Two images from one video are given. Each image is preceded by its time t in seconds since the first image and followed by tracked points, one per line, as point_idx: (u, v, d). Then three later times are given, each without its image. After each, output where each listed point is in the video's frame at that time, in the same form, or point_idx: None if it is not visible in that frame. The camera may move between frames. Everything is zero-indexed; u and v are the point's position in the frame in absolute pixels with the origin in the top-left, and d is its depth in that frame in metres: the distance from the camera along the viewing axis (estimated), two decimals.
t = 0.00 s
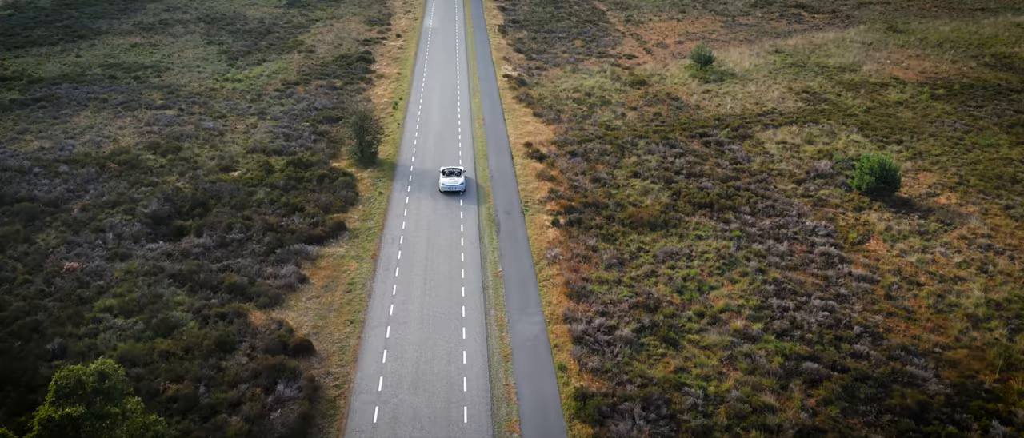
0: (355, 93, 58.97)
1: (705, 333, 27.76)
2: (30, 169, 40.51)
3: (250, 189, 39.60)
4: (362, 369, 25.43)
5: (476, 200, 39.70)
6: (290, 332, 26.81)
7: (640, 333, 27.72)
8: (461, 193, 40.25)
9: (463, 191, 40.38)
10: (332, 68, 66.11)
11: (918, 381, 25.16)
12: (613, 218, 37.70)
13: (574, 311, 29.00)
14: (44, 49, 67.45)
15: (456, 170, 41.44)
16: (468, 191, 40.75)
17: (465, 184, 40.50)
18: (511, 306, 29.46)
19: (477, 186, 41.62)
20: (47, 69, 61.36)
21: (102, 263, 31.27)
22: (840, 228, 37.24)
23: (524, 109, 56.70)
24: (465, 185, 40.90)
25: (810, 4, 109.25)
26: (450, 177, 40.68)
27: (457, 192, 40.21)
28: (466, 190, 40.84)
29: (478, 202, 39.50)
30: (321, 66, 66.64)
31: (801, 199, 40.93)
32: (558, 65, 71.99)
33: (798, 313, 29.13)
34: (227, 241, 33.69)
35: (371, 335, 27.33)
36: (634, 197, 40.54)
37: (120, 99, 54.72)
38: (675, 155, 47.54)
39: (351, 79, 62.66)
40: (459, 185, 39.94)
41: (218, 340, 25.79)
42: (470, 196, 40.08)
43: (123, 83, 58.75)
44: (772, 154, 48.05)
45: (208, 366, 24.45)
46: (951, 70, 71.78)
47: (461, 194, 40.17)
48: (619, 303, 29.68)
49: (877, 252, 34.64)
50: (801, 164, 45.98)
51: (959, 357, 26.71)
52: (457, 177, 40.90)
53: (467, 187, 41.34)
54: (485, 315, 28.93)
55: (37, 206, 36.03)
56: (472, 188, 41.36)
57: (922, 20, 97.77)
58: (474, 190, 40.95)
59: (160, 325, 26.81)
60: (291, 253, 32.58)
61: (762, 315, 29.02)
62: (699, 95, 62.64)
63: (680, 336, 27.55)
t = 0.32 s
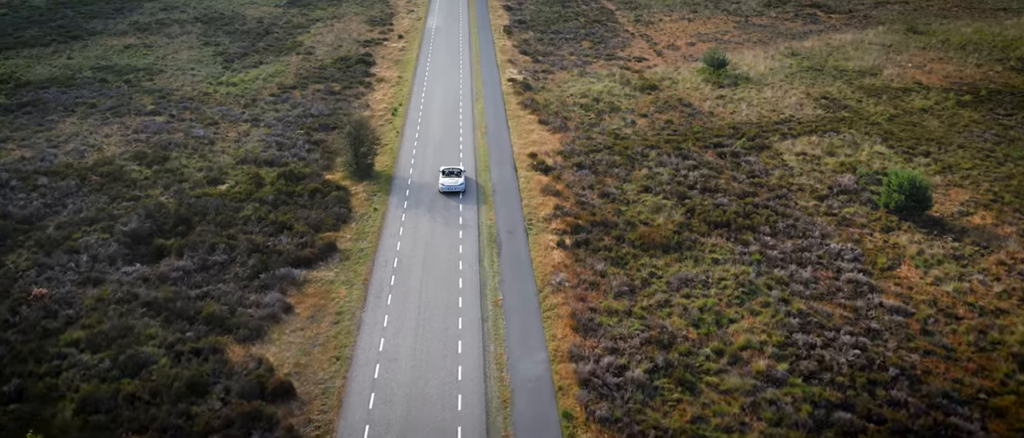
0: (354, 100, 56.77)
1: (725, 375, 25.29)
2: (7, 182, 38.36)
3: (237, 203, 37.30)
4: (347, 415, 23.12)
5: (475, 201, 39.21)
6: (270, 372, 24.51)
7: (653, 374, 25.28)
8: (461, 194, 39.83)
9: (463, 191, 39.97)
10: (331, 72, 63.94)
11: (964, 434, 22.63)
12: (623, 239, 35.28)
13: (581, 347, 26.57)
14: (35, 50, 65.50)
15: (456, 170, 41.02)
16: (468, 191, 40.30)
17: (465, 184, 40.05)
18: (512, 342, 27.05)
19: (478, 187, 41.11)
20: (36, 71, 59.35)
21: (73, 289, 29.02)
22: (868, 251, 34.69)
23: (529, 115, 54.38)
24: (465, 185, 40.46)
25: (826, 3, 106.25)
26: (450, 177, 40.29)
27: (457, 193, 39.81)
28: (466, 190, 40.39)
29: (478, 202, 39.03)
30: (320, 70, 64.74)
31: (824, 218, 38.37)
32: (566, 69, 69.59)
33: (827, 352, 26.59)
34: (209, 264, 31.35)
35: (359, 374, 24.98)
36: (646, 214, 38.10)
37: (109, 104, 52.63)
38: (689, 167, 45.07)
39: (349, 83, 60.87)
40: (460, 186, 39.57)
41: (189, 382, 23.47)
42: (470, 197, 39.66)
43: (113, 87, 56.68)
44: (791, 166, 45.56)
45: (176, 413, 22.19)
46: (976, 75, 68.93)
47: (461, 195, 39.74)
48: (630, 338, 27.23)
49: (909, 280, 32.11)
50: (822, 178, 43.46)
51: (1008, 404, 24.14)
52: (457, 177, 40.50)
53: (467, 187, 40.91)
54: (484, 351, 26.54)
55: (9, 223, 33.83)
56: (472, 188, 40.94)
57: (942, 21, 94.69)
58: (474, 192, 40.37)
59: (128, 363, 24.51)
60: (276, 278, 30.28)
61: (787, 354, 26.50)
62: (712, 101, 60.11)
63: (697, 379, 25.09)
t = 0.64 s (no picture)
0: (352, 108, 54.65)
1: (746, 428, 22.76)
2: None
3: (221, 221, 34.98)
4: None
5: (474, 202, 38.71)
6: (242, 421, 22.18)
7: (666, 427, 22.80)
8: (461, 195, 39.43)
9: (462, 192, 39.54)
10: (330, 78, 61.95)
11: None
12: (632, 264, 32.79)
13: (586, 394, 24.09)
14: (26, 52, 63.72)
15: (456, 171, 40.48)
16: (468, 193, 39.84)
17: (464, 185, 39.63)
18: (509, 386, 24.57)
19: (477, 187, 40.73)
20: (24, 75, 57.46)
21: (36, 320, 26.65)
22: (899, 280, 32.07)
23: (534, 124, 52.12)
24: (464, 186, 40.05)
25: (843, 4, 103.21)
26: (449, 178, 39.86)
27: (456, 194, 39.41)
28: (465, 191, 40.01)
29: (475, 204, 38.57)
30: (318, 75, 62.77)
31: (849, 241, 35.76)
32: (574, 73, 67.30)
33: (858, 402, 24.01)
34: (186, 292, 28.93)
35: (339, 424, 22.63)
36: (657, 236, 35.59)
37: (97, 110, 50.61)
38: (702, 183, 42.58)
39: (347, 88, 59.30)
40: (458, 187, 39.17)
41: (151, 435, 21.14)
42: (469, 198, 39.19)
43: (103, 91, 54.75)
44: (811, 183, 43.06)
45: None
46: (1004, 81, 66.19)
47: (460, 196, 39.32)
48: (640, 382, 24.74)
49: (945, 316, 29.49)
50: (845, 196, 40.90)
51: None
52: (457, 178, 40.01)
53: (466, 188, 40.57)
54: (478, 396, 24.10)
55: None
56: (472, 189, 40.38)
57: (966, 22, 91.44)
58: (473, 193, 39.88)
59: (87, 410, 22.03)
60: (255, 309, 27.89)
61: (814, 403, 23.94)
62: (726, 109, 57.67)
63: (714, 433, 22.57)
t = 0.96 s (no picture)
0: (351, 113, 52.71)
1: None
2: None
3: (203, 237, 32.99)
4: None
5: (474, 203, 38.27)
6: None
7: None
8: (461, 195, 39.06)
9: (462, 192, 39.16)
10: (330, 80, 60.15)
11: None
12: (640, 290, 30.47)
13: None
14: (21, 51, 62.38)
15: (456, 171, 40.12)
16: (467, 192, 39.41)
17: (463, 185, 39.25)
18: (503, 435, 22.39)
19: (478, 187, 40.28)
20: (16, 75, 55.98)
21: None
22: (931, 312, 29.58)
23: (539, 132, 50.06)
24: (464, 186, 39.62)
25: (864, 3, 100.26)
26: (448, 177, 39.46)
27: (456, 193, 39.03)
28: (464, 190, 39.65)
29: (475, 204, 38.11)
30: (317, 77, 61.05)
31: (875, 265, 33.25)
32: (583, 77, 65.35)
33: None
34: (159, 319, 26.81)
35: None
36: (667, 257, 33.23)
37: (86, 115, 48.94)
38: (717, 197, 40.19)
39: (347, 92, 57.63)
40: (458, 186, 38.75)
41: None
42: (469, 198, 38.77)
43: (95, 94, 53.19)
44: (833, 198, 40.62)
45: None
46: None
47: (460, 195, 38.95)
48: (647, 431, 22.46)
49: (983, 354, 27.03)
50: (869, 213, 38.46)
51: None
52: (457, 177, 39.61)
53: (466, 187, 40.18)
54: None
55: None
56: (472, 189, 39.96)
57: (993, 22, 88.27)
58: (473, 193, 39.43)
59: None
60: (232, 340, 25.73)
61: None
62: (741, 117, 55.46)
63: None
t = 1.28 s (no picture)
0: (349, 120, 50.45)
1: None
2: None
3: (180, 258, 30.84)
4: None
5: (473, 202, 37.95)
6: None
7: None
8: (460, 194, 38.82)
9: (462, 191, 38.92)
10: (331, 83, 58.09)
11: None
12: (648, 325, 27.88)
13: None
14: (16, 51, 60.98)
15: (456, 169, 39.84)
16: (467, 191, 39.11)
17: (463, 183, 38.97)
18: None
19: (478, 187, 39.84)
20: (7, 76, 54.41)
21: None
22: (970, 355, 26.72)
23: (545, 141, 47.64)
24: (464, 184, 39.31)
25: (889, 2, 96.56)
26: (448, 175, 39.22)
27: (455, 192, 38.78)
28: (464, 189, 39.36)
29: (474, 203, 37.82)
30: (317, 79, 59.06)
31: (906, 298, 30.41)
32: (593, 81, 63.16)
33: None
34: (122, 354, 24.67)
35: None
36: (678, 287, 30.57)
37: (75, 119, 47.12)
38: (733, 216, 37.49)
39: (347, 95, 55.54)
40: (457, 185, 38.47)
41: None
42: (468, 197, 38.46)
43: (86, 97, 51.43)
44: (859, 219, 37.77)
45: None
46: None
47: (459, 194, 38.68)
48: None
49: None
50: (897, 237, 35.72)
51: None
52: (457, 176, 39.38)
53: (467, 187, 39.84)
54: None
55: None
56: (472, 188, 39.64)
57: None
58: (474, 192, 39.09)
59: None
60: (198, 379, 23.53)
61: None
62: (760, 126, 52.74)
63: None
